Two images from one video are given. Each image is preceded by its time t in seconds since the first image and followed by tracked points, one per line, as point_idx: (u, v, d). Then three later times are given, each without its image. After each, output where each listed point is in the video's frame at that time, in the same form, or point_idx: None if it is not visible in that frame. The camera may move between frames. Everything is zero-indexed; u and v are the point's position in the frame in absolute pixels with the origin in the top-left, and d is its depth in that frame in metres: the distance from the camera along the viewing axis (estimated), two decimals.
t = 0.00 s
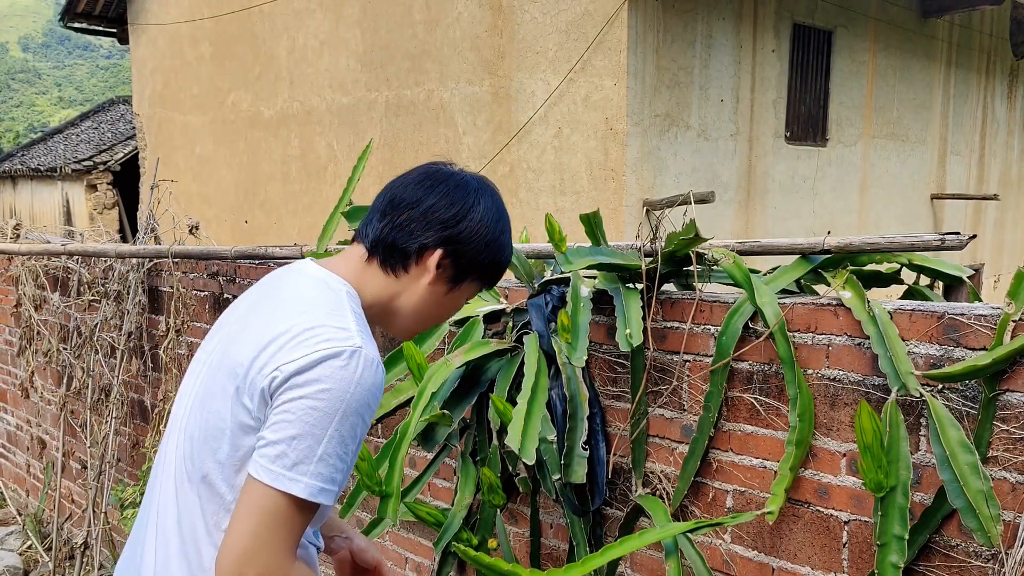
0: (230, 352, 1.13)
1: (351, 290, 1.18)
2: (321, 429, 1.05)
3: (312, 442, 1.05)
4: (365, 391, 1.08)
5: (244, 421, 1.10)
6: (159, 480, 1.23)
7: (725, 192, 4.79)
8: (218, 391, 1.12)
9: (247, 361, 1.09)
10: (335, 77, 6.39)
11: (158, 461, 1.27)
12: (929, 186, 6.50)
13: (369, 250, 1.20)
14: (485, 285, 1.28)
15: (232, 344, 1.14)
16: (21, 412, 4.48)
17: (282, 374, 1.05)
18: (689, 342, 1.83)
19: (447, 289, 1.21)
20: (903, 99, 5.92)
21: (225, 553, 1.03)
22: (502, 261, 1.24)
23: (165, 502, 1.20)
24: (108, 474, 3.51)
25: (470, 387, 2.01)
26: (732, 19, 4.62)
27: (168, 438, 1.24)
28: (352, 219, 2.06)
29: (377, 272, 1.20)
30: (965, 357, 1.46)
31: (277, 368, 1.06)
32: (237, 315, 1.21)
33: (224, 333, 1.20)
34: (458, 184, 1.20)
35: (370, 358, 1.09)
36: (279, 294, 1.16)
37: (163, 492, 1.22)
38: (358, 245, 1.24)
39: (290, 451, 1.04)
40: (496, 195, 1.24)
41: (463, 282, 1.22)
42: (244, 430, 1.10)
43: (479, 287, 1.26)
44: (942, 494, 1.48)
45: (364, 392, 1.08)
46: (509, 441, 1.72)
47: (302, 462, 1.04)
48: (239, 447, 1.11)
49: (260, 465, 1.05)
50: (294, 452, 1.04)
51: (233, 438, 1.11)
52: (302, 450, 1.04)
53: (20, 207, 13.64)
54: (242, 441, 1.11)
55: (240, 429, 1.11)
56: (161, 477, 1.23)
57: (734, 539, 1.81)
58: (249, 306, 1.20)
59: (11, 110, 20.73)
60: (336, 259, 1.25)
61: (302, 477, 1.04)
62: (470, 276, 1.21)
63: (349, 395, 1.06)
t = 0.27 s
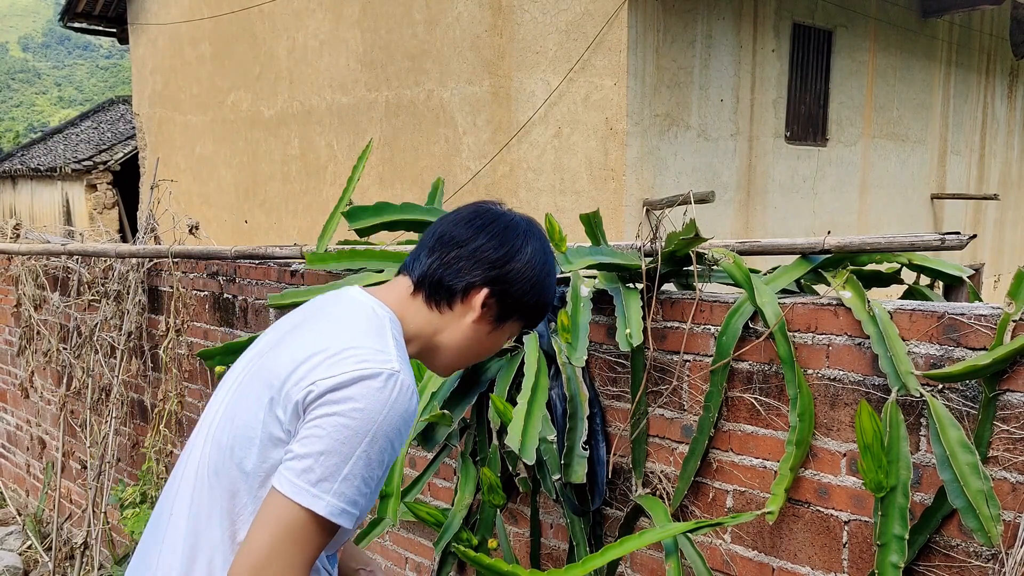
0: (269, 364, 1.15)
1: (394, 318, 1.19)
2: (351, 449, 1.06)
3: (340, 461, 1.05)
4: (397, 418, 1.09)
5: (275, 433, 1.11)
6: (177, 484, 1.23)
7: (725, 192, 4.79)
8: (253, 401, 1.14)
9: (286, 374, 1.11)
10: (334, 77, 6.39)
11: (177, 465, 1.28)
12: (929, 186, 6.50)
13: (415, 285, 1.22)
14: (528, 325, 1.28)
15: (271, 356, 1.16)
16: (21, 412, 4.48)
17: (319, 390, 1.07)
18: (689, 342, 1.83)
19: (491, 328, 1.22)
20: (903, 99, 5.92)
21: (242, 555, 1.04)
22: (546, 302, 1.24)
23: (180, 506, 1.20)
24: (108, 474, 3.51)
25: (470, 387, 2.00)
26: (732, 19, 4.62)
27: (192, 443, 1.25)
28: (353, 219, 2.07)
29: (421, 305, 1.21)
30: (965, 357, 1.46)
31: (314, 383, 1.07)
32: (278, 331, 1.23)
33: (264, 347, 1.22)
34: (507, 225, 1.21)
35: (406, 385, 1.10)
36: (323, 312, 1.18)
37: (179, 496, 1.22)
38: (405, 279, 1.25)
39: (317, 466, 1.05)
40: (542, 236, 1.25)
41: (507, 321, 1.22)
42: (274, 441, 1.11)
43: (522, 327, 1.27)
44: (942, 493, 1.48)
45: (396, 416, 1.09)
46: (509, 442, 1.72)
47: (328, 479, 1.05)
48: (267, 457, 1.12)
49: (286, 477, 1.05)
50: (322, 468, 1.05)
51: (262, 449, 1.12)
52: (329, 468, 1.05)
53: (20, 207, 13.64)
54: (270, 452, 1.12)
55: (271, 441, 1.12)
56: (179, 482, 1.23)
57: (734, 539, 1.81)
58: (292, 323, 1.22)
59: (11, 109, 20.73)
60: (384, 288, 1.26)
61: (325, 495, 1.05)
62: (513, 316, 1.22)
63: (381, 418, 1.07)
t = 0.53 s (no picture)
0: (287, 385, 1.16)
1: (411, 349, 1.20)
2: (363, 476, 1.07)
3: (351, 487, 1.07)
4: (408, 448, 1.10)
5: (288, 453, 1.13)
6: (185, 492, 1.25)
7: (725, 192, 4.79)
8: (268, 418, 1.15)
9: (303, 396, 1.13)
10: (334, 76, 6.39)
11: (187, 472, 1.29)
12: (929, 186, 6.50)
13: (430, 320, 1.22)
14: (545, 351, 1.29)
15: (289, 376, 1.18)
16: (21, 412, 4.48)
17: (334, 414, 1.08)
18: (690, 342, 1.83)
19: (507, 360, 1.23)
20: (903, 99, 5.92)
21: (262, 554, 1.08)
22: (561, 328, 1.24)
23: (187, 515, 1.22)
24: (108, 474, 3.51)
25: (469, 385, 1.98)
26: (732, 18, 4.62)
27: (204, 452, 1.26)
28: (352, 219, 2.07)
29: (436, 339, 1.22)
30: (965, 357, 1.46)
31: (330, 407, 1.09)
32: (298, 350, 1.25)
33: (283, 365, 1.24)
34: (519, 256, 1.20)
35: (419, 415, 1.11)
36: (343, 337, 1.19)
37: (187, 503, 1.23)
38: (420, 311, 1.26)
39: (329, 490, 1.07)
40: (555, 263, 1.25)
41: (523, 352, 1.23)
42: (287, 461, 1.13)
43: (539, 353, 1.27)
44: (942, 493, 1.48)
45: (408, 445, 1.10)
46: (507, 442, 1.72)
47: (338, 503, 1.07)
48: (278, 477, 1.14)
49: (298, 497, 1.08)
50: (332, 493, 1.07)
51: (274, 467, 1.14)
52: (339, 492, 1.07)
53: (19, 207, 13.64)
54: (282, 471, 1.14)
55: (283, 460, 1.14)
56: (187, 490, 1.25)
57: (734, 539, 1.81)
58: (312, 345, 1.24)
59: (11, 109, 20.72)
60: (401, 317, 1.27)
61: (334, 519, 1.07)
62: (530, 347, 1.23)
63: (393, 446, 1.08)
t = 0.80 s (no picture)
0: (280, 412, 1.23)
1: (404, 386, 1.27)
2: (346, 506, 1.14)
3: (334, 516, 1.14)
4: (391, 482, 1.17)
5: (276, 478, 1.20)
6: (172, 508, 1.31)
7: (725, 192, 4.79)
8: (258, 444, 1.22)
9: (294, 425, 1.19)
10: (335, 76, 6.40)
11: (175, 489, 1.35)
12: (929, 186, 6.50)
13: (423, 357, 1.29)
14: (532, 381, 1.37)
15: (282, 405, 1.25)
16: (21, 412, 4.49)
17: (323, 444, 1.15)
18: (689, 342, 1.83)
19: (496, 394, 1.30)
20: (903, 99, 5.92)
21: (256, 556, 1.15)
22: (548, 360, 1.32)
23: (172, 530, 1.27)
24: (108, 474, 3.51)
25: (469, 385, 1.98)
26: (732, 18, 4.62)
27: (193, 470, 1.33)
28: (352, 220, 2.06)
29: (429, 376, 1.29)
30: (965, 356, 1.46)
31: (319, 437, 1.16)
32: (294, 380, 1.32)
33: (276, 394, 1.31)
34: (508, 297, 1.26)
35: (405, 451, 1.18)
36: (337, 370, 1.27)
37: (172, 519, 1.29)
38: (411, 347, 1.32)
39: (313, 517, 1.13)
40: (541, 299, 1.31)
41: (512, 385, 1.31)
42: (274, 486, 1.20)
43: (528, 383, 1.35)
44: (942, 493, 1.48)
45: (392, 477, 1.17)
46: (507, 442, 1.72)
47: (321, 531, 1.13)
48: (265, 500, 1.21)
49: (284, 523, 1.14)
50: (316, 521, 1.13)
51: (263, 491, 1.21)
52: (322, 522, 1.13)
53: (19, 207, 13.65)
54: (269, 495, 1.20)
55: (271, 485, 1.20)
56: (174, 506, 1.30)
57: (734, 539, 1.81)
58: (307, 377, 1.31)
59: (11, 109, 20.72)
60: (393, 350, 1.34)
61: (316, 546, 1.14)
62: (519, 380, 1.30)
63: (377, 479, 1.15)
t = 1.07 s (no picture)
0: (262, 425, 1.31)
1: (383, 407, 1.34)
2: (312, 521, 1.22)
3: (299, 529, 1.22)
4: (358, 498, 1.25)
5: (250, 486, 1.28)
6: (158, 504, 1.40)
7: (725, 192, 4.79)
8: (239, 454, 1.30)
9: (271, 439, 1.27)
10: (335, 76, 6.40)
11: (165, 485, 1.45)
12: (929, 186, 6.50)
13: (403, 378, 1.34)
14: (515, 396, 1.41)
15: (265, 418, 1.33)
16: (21, 412, 4.49)
17: (293, 460, 1.23)
18: (689, 342, 1.83)
19: (477, 412, 1.35)
20: (903, 99, 5.92)
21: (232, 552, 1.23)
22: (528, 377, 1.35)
23: (154, 527, 1.36)
24: (108, 474, 3.51)
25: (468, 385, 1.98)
26: (732, 19, 4.62)
27: (182, 470, 1.42)
28: (352, 220, 2.06)
29: (408, 397, 1.34)
30: (965, 356, 1.46)
31: (291, 452, 1.23)
32: (283, 394, 1.40)
33: (263, 407, 1.39)
34: (481, 319, 1.29)
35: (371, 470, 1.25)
36: (320, 389, 1.35)
37: (156, 515, 1.38)
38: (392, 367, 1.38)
39: (278, 529, 1.21)
40: (516, 318, 1.34)
41: (492, 403, 1.35)
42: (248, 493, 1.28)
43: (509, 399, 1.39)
44: (942, 493, 1.48)
45: (356, 495, 1.24)
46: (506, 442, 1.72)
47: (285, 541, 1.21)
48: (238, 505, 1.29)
49: (250, 532, 1.22)
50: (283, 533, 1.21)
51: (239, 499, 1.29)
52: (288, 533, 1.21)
53: (19, 207, 13.65)
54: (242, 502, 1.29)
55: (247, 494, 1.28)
56: (160, 502, 1.40)
57: (734, 539, 1.81)
58: (294, 393, 1.39)
59: (11, 109, 20.71)
60: (377, 369, 1.41)
61: (278, 557, 1.22)
62: (498, 398, 1.35)
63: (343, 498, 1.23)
